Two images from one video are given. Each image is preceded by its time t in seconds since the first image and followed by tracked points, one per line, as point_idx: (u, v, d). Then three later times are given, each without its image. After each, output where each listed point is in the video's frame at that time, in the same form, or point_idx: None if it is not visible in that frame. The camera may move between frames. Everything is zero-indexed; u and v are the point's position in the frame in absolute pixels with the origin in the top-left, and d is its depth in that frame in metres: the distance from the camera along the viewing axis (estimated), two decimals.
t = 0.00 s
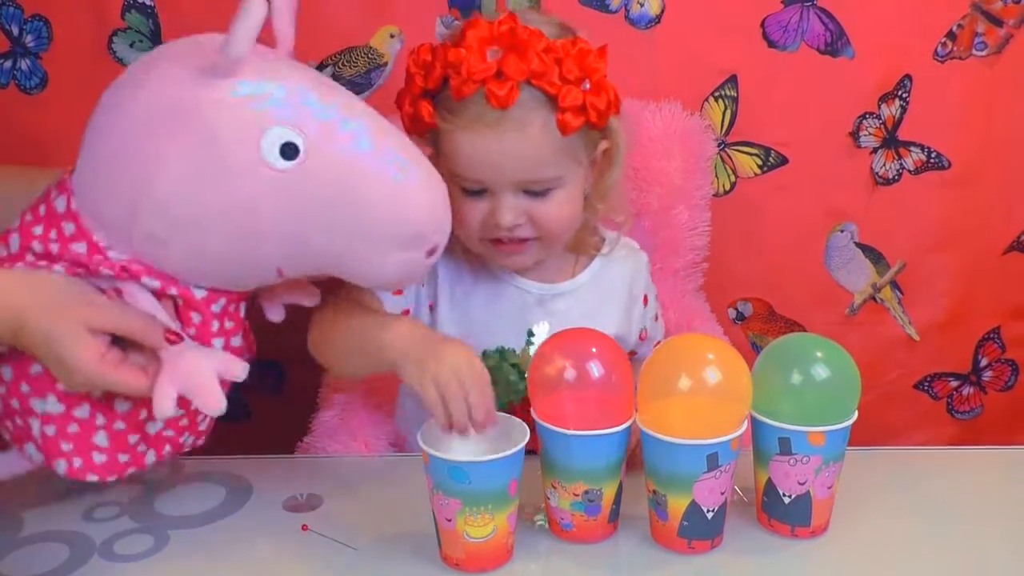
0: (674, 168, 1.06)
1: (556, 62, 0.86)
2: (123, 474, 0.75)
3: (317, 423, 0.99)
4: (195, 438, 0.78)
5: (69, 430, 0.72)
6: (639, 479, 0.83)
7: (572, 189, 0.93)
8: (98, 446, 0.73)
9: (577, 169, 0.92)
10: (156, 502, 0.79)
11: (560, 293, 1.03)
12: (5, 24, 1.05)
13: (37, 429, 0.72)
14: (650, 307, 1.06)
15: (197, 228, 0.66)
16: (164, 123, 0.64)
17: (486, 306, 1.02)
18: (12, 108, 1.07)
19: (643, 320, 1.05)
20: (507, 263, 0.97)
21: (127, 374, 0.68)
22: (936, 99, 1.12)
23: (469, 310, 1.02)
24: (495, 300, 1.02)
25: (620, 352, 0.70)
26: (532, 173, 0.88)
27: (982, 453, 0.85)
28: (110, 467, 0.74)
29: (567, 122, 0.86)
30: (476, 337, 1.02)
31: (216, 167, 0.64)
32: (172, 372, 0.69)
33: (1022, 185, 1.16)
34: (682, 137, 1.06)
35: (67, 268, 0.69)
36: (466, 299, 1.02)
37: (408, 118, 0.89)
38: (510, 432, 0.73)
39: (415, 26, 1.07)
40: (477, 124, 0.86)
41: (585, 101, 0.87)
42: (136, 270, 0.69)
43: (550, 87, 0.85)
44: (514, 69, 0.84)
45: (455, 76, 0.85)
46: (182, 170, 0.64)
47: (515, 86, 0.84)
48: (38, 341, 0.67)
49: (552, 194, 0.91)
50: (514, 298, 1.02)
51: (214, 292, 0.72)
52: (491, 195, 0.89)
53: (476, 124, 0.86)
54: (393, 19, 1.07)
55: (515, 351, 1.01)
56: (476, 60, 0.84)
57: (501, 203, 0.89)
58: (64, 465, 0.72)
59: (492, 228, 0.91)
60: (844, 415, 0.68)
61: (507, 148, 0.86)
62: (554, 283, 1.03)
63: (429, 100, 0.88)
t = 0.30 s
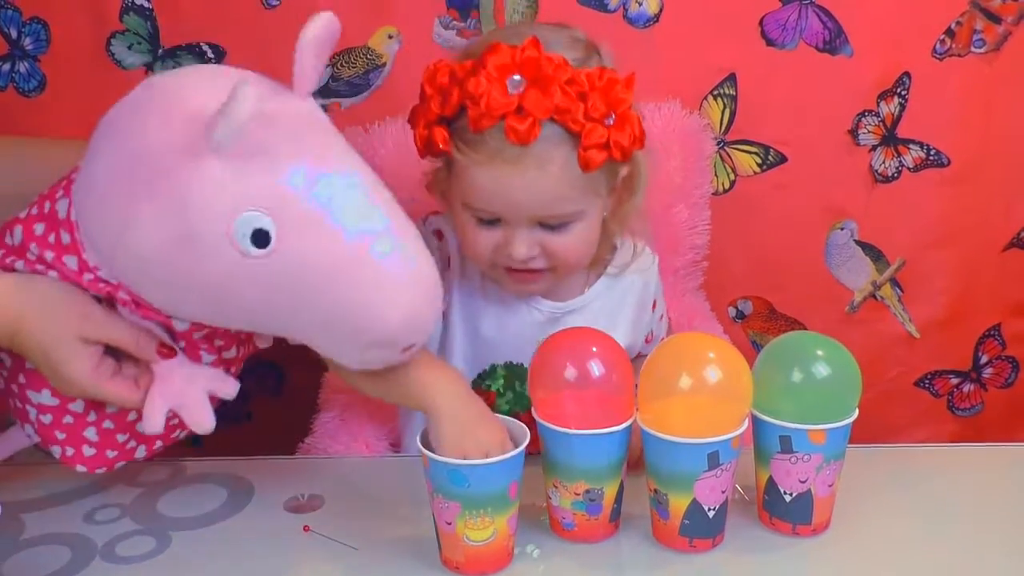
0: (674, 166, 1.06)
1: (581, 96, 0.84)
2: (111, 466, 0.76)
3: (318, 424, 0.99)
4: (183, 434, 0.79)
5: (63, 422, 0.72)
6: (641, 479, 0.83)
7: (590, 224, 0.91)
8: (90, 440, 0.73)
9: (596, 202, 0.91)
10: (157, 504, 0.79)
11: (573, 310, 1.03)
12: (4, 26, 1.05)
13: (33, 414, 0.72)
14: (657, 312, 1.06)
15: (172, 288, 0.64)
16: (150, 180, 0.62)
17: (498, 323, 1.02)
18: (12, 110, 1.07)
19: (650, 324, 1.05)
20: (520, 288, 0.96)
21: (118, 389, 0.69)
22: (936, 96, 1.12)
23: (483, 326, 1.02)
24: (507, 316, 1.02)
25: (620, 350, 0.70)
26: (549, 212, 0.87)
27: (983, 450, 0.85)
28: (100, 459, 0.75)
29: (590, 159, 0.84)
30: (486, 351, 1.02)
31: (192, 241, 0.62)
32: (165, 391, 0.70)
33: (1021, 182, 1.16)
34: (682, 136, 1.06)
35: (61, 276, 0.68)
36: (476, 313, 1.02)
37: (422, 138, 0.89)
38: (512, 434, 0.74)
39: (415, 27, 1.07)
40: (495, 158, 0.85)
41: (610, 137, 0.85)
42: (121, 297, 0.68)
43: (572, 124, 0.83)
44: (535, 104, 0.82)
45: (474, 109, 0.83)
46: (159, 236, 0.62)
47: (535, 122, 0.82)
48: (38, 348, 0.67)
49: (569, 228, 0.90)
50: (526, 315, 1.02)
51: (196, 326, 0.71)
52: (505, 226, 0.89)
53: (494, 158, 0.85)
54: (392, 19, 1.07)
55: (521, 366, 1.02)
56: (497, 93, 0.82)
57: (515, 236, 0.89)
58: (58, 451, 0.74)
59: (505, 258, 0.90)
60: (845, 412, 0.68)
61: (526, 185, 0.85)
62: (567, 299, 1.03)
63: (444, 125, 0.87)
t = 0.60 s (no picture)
0: (673, 166, 1.06)
1: (576, 116, 0.82)
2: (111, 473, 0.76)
3: (318, 425, 0.99)
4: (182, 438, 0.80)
5: (62, 428, 0.72)
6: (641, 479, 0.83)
7: (585, 237, 0.91)
8: (89, 446, 0.74)
9: (592, 216, 0.90)
10: (157, 504, 0.79)
11: (571, 313, 1.03)
12: (4, 27, 1.05)
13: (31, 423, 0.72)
14: (657, 313, 1.05)
15: (167, 272, 0.64)
16: (142, 163, 0.62)
17: (495, 329, 1.01)
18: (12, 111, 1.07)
19: (649, 326, 1.05)
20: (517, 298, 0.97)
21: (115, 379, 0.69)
22: (935, 96, 1.12)
23: (481, 331, 1.02)
24: (505, 320, 1.02)
25: (620, 350, 0.70)
26: (543, 229, 0.87)
27: (982, 450, 0.85)
28: (99, 465, 0.75)
29: (585, 178, 0.82)
30: (484, 356, 1.02)
31: (187, 221, 0.61)
32: (163, 378, 0.69)
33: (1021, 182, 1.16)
34: (682, 136, 1.06)
35: (58, 274, 0.68)
36: (474, 317, 1.02)
37: (416, 152, 0.87)
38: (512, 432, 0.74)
39: (415, 27, 1.07)
40: (489, 177, 0.84)
41: (605, 156, 0.83)
42: (119, 290, 0.68)
43: (568, 144, 0.82)
44: (528, 124, 0.80)
45: (467, 128, 0.81)
46: (154, 218, 0.61)
47: (530, 142, 0.80)
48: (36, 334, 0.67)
49: (564, 243, 0.90)
50: (525, 320, 1.02)
51: (194, 319, 0.70)
52: (500, 240, 0.89)
53: (488, 177, 0.84)
54: (392, 19, 1.07)
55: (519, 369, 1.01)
56: (492, 112, 0.80)
57: (509, 250, 0.88)
58: (56, 459, 0.73)
59: (500, 270, 0.90)
60: (845, 412, 0.68)
61: (519, 204, 0.84)
62: (565, 302, 1.03)
63: (439, 140, 0.85)
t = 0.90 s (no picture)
0: (673, 166, 1.07)
1: (565, 110, 0.82)
2: (158, 469, 0.73)
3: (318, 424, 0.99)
4: (227, 423, 0.76)
5: (95, 436, 0.70)
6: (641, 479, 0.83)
7: (580, 230, 0.90)
8: (123, 444, 0.71)
9: (585, 209, 0.89)
10: (158, 504, 0.79)
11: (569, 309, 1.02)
12: (4, 26, 1.05)
13: (67, 446, 0.70)
14: (655, 311, 1.05)
15: (115, 210, 0.59)
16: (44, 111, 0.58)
17: (492, 325, 1.01)
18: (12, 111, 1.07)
19: (648, 324, 1.05)
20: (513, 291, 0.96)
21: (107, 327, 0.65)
22: (935, 96, 1.12)
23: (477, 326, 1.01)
24: (502, 316, 1.01)
25: (620, 350, 0.70)
26: (535, 223, 0.85)
27: (982, 450, 0.85)
28: (140, 462, 0.72)
29: (576, 171, 0.82)
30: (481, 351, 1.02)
31: (99, 141, 0.56)
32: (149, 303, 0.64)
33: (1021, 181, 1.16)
34: (682, 136, 1.06)
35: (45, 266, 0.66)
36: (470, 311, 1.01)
37: (410, 148, 0.87)
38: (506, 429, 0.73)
39: (414, 27, 1.07)
40: (480, 172, 0.83)
41: (595, 148, 0.82)
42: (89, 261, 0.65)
43: (557, 138, 0.81)
44: (517, 118, 0.80)
45: (457, 123, 0.81)
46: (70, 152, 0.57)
47: (519, 136, 0.80)
48: (14, 331, 0.66)
49: (558, 236, 0.89)
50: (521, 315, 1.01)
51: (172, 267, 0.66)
52: (494, 235, 0.88)
53: (479, 172, 0.83)
54: (392, 19, 1.07)
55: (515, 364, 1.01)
56: (481, 107, 0.80)
57: (503, 244, 0.87)
58: (101, 470, 0.72)
59: (495, 266, 0.89)
60: (845, 412, 0.68)
61: (510, 198, 0.83)
62: (563, 298, 1.02)
63: (430, 136, 0.86)
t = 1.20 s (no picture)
0: (673, 166, 1.07)
1: (554, 95, 0.82)
2: (222, 464, 0.71)
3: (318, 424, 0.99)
4: (278, 414, 0.74)
5: (149, 452, 0.68)
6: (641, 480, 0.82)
7: (572, 217, 0.89)
8: (181, 446, 0.69)
9: (577, 197, 0.88)
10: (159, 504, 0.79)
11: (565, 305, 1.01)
12: (4, 26, 1.05)
13: (122, 475, 0.68)
14: (654, 309, 1.05)
15: (138, 179, 0.69)
16: (72, 124, 0.70)
17: (488, 322, 1.00)
18: (13, 110, 1.07)
19: (647, 322, 1.05)
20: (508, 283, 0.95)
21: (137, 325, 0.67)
22: (935, 96, 1.12)
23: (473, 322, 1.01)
24: (499, 313, 1.00)
25: (621, 351, 0.70)
26: (526, 207, 0.85)
27: (983, 450, 0.85)
28: (202, 458, 0.70)
29: (566, 157, 0.82)
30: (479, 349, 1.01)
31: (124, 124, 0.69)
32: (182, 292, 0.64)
33: (1021, 181, 1.16)
34: (682, 136, 1.06)
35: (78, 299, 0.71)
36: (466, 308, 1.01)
37: (403, 138, 0.87)
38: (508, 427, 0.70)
39: (414, 26, 1.07)
40: (471, 157, 0.83)
41: (584, 134, 0.82)
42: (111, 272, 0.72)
43: (546, 123, 0.81)
44: (506, 103, 0.80)
45: (449, 108, 0.81)
46: (97, 145, 0.69)
47: (508, 120, 0.80)
48: (55, 359, 0.68)
49: (550, 224, 0.88)
50: (519, 312, 1.00)
51: (192, 255, 0.74)
52: (486, 223, 0.87)
53: (469, 157, 0.83)
54: (391, 19, 1.07)
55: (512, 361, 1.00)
56: (470, 92, 0.81)
57: (495, 232, 0.86)
58: (164, 485, 0.69)
59: (488, 254, 0.88)
60: (845, 411, 0.68)
61: (501, 183, 0.83)
62: (560, 295, 1.01)
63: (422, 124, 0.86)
